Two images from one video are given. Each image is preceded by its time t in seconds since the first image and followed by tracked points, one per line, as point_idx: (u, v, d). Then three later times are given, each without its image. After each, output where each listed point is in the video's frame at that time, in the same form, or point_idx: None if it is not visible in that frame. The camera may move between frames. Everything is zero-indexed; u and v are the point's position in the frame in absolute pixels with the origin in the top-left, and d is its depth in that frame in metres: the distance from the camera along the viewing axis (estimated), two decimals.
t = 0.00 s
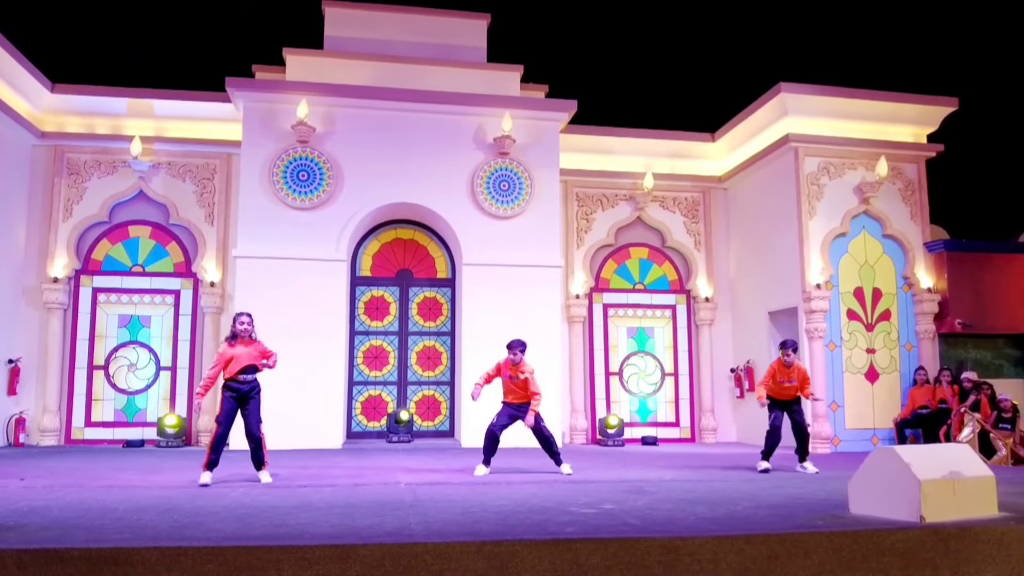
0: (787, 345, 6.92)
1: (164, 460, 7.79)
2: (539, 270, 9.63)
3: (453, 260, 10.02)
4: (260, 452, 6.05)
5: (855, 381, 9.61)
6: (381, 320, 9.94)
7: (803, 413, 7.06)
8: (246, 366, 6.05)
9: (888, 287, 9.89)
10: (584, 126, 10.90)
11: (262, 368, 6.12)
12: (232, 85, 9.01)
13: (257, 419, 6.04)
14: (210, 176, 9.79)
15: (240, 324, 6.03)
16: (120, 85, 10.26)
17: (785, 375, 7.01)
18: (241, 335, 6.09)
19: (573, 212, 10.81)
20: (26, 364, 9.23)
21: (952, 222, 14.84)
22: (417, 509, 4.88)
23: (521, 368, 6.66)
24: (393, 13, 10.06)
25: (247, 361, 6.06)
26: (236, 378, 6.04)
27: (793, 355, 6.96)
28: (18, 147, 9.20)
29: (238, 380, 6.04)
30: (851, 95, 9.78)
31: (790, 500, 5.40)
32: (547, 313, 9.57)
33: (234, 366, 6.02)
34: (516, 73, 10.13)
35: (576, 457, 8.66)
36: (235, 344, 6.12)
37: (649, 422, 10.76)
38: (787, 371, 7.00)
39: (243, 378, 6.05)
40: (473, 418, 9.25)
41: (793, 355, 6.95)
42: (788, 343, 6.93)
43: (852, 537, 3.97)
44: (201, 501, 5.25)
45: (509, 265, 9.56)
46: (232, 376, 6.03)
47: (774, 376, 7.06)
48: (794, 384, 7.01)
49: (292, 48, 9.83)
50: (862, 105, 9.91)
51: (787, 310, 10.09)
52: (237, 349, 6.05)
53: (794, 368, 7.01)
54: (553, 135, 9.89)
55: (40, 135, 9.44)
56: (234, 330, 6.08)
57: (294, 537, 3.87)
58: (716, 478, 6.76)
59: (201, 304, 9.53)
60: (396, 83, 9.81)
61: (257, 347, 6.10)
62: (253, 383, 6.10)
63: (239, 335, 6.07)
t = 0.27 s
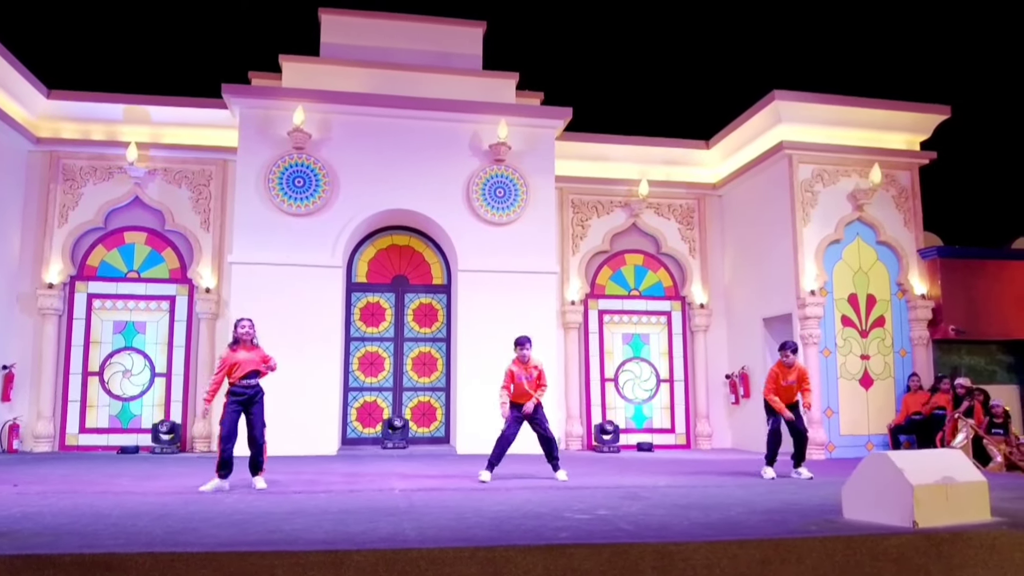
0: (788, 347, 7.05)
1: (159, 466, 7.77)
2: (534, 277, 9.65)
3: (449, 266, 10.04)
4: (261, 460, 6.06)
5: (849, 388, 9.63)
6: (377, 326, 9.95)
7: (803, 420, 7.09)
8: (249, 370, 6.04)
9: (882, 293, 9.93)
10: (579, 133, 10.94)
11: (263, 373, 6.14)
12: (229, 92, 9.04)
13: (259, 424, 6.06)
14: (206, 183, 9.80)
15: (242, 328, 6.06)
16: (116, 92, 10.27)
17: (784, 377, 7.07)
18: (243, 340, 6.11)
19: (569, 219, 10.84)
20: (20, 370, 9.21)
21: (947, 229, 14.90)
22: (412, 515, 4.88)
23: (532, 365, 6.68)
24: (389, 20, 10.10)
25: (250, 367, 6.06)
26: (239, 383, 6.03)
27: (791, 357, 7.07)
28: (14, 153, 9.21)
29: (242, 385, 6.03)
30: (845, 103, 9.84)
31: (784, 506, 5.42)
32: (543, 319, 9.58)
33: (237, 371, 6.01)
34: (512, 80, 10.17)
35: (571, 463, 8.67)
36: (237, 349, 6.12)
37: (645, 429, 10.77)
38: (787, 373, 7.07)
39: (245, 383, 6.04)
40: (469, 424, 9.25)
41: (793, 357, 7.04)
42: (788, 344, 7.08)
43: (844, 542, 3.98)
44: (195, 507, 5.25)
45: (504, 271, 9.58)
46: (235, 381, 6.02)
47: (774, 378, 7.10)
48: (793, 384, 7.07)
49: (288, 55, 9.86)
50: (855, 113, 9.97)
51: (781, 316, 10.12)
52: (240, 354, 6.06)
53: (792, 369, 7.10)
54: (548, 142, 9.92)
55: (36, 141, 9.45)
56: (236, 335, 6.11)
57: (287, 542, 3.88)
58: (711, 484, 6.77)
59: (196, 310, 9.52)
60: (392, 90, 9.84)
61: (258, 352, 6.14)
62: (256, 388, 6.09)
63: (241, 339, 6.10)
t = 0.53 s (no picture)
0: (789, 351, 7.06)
1: (155, 473, 7.76)
2: (530, 283, 9.66)
3: (445, 273, 10.05)
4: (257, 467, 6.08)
5: (845, 394, 9.65)
6: (373, 332, 9.96)
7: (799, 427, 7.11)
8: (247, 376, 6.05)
9: (877, 300, 9.96)
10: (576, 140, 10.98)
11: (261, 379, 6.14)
12: (225, 98, 9.06)
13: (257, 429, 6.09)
14: (203, 190, 9.81)
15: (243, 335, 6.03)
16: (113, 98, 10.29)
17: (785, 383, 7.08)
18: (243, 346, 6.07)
19: (565, 225, 10.86)
20: (16, 377, 9.19)
21: (942, 236, 14.94)
22: (406, 522, 4.87)
23: (544, 370, 6.75)
24: (386, 28, 10.13)
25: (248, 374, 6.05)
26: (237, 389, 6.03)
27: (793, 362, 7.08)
28: (11, 160, 9.22)
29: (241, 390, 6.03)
30: (839, 110, 9.89)
31: (779, 513, 5.43)
32: (539, 326, 9.60)
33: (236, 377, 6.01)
34: (509, 88, 10.21)
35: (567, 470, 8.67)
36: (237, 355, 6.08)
37: (641, 435, 10.77)
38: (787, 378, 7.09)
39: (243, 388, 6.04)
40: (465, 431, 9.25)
41: (794, 363, 7.05)
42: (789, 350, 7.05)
43: (839, 550, 4.00)
44: (190, 513, 5.25)
45: (501, 278, 9.59)
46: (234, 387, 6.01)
47: (774, 383, 7.11)
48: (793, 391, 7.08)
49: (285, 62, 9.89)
50: (850, 120, 10.02)
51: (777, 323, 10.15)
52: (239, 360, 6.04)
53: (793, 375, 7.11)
54: (544, 149, 9.95)
55: (33, 147, 9.46)
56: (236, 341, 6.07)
57: (281, 550, 3.88)
58: (707, 491, 6.78)
59: (192, 317, 9.52)
60: (389, 97, 9.86)
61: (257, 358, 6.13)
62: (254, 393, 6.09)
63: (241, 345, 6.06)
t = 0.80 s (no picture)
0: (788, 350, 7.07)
1: (151, 479, 7.74)
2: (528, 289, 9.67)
3: (443, 279, 10.05)
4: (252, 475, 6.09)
5: (843, 400, 9.65)
6: (370, 338, 9.95)
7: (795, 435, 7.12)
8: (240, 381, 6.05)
9: (875, 306, 9.97)
10: (573, 147, 11.00)
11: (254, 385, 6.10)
12: (223, 105, 9.08)
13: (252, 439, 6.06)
14: (201, 196, 9.82)
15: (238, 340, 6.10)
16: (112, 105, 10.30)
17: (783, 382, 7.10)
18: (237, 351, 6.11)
19: (563, 231, 10.87)
20: (12, 383, 9.17)
21: (940, 242, 14.96)
22: (402, 529, 4.87)
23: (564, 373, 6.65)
24: (385, 35, 10.16)
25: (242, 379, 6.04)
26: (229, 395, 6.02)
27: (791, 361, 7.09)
28: (9, 166, 9.23)
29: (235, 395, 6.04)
30: (836, 117, 9.91)
31: (776, 519, 5.42)
32: (536, 332, 9.60)
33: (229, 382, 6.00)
34: (507, 94, 10.23)
35: (565, 476, 8.65)
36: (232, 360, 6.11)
37: (639, 441, 10.76)
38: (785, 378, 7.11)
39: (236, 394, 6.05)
40: (462, 437, 9.23)
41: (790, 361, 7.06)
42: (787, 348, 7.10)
43: (835, 556, 3.99)
44: (185, 520, 5.24)
45: (498, 284, 9.60)
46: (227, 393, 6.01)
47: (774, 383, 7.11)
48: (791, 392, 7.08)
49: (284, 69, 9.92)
50: (847, 127, 10.04)
51: (774, 329, 10.15)
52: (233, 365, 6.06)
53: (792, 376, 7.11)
54: (542, 156, 9.97)
55: (31, 153, 9.46)
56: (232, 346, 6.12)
57: (275, 556, 3.87)
58: (705, 498, 6.77)
59: (189, 323, 9.51)
60: (387, 104, 9.88)
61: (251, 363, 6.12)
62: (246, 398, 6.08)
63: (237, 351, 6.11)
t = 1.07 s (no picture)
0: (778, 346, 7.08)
1: (149, 484, 7.73)
2: (527, 294, 9.67)
3: (442, 284, 10.06)
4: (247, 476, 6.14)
5: (842, 406, 9.64)
6: (369, 343, 9.95)
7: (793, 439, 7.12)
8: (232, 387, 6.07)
9: (874, 311, 9.97)
10: (572, 152, 11.02)
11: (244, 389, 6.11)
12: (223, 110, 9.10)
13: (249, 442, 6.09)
14: (200, 201, 9.83)
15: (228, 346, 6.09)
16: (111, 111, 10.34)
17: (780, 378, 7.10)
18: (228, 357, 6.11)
19: (562, 237, 10.88)
20: (11, 389, 9.17)
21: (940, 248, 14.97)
22: (399, 534, 4.86)
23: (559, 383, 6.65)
24: (383, 41, 10.20)
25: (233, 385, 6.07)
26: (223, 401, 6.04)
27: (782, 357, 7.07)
28: (9, 172, 9.25)
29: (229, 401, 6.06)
30: (835, 122, 9.93)
31: (775, 524, 5.41)
32: (535, 337, 9.60)
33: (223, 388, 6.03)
34: (506, 100, 10.26)
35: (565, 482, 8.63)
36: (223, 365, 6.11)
37: (639, 447, 10.75)
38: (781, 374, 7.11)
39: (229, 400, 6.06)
40: (461, 443, 9.22)
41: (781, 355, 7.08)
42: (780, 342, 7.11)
43: (833, 561, 3.99)
44: (182, 525, 5.23)
45: (497, 289, 9.60)
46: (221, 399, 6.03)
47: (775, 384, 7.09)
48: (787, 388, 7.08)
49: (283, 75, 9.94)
50: (845, 132, 10.06)
51: (774, 334, 10.15)
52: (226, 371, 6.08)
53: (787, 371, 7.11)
54: (541, 162, 9.99)
55: (31, 159, 9.49)
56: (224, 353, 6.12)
57: (272, 561, 3.87)
58: (703, 503, 6.76)
59: (188, 328, 9.52)
60: (386, 110, 9.91)
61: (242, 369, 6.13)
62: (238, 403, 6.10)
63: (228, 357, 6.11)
